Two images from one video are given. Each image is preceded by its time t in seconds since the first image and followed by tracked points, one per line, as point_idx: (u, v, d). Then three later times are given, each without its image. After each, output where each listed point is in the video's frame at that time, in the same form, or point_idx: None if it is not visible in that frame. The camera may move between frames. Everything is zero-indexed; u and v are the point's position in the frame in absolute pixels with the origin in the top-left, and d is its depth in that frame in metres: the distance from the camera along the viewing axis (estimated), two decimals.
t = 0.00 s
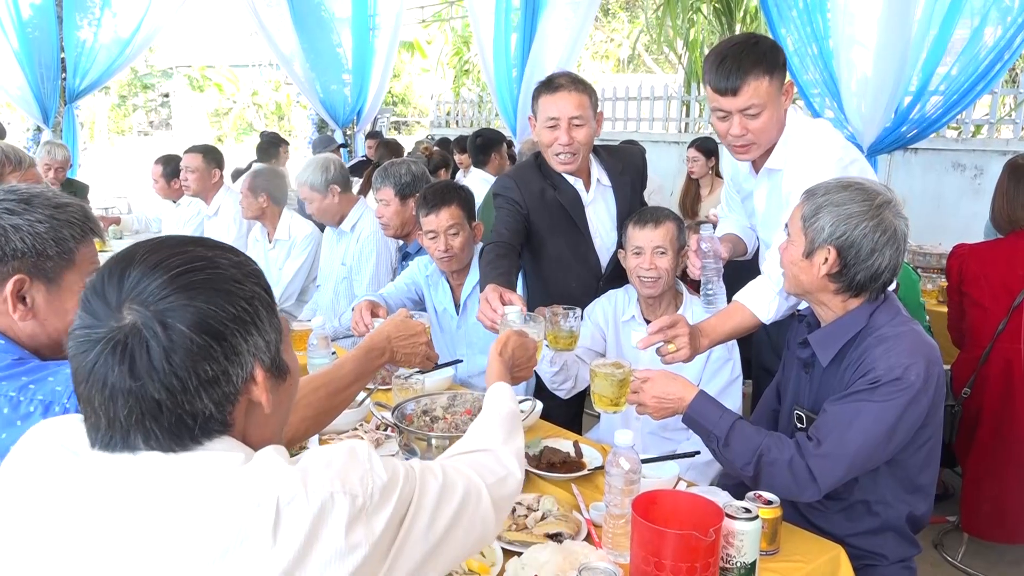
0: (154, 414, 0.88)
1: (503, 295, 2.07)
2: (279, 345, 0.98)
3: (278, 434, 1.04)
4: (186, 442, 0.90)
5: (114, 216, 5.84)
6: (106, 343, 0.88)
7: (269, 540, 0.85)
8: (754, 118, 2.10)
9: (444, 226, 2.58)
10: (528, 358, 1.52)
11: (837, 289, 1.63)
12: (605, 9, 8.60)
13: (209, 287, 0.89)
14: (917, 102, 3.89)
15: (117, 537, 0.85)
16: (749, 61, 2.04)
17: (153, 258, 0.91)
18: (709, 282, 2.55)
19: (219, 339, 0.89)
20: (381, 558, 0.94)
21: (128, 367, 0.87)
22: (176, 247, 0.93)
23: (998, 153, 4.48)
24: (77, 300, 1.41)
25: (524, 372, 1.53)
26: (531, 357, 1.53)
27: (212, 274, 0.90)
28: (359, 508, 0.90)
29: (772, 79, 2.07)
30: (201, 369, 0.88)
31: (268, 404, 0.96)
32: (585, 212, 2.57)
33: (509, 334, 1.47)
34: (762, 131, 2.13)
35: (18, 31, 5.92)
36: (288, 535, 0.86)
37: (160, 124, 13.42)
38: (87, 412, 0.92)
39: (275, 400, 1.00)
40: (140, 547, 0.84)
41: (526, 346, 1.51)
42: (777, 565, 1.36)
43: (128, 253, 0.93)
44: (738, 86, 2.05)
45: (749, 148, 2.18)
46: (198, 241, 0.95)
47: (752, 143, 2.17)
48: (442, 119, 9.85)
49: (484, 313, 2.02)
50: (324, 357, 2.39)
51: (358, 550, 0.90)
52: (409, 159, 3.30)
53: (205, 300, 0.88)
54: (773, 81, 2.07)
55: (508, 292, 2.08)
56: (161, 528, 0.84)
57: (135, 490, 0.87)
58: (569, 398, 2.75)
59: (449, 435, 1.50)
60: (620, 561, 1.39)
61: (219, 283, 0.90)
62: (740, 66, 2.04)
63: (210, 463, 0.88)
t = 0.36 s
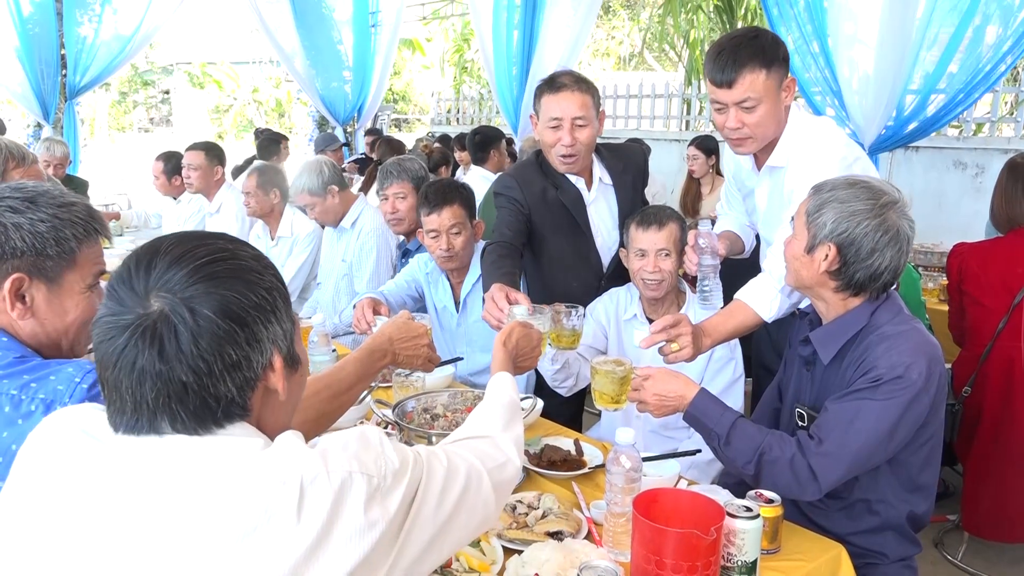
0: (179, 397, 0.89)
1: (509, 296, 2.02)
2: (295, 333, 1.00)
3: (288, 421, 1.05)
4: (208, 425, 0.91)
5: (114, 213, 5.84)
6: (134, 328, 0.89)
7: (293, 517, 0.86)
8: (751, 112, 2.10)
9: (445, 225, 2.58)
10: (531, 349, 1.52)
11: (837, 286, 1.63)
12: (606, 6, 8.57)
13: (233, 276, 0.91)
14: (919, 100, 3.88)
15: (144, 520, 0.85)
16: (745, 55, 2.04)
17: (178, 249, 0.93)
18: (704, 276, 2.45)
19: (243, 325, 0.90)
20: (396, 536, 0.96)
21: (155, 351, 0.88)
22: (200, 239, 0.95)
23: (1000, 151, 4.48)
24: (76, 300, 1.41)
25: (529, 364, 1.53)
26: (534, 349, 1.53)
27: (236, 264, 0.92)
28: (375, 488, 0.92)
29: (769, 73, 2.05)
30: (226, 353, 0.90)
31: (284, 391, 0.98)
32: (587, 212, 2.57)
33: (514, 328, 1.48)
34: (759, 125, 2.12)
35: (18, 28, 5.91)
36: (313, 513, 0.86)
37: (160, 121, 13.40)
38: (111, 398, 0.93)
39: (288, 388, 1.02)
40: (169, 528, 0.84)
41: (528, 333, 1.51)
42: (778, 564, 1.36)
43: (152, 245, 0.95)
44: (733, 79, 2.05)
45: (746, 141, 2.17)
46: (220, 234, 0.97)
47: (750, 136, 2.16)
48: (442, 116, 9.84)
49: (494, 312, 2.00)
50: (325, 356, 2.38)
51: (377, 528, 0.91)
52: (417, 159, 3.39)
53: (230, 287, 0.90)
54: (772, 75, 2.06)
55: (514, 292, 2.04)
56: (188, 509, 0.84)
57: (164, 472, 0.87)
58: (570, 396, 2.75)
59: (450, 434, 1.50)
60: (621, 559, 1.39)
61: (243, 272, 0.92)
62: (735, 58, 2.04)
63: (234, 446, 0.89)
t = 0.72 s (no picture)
0: (192, 390, 0.90)
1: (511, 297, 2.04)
2: (307, 330, 1.01)
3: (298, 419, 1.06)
4: (220, 419, 0.92)
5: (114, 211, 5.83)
6: (149, 321, 0.90)
7: (304, 514, 0.85)
8: (745, 112, 2.10)
9: (446, 225, 2.58)
10: (536, 349, 1.51)
11: (838, 286, 1.63)
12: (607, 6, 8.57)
13: (248, 271, 0.92)
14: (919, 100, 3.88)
15: (155, 515, 0.85)
16: (742, 55, 2.04)
17: (194, 244, 0.94)
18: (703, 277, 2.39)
19: (256, 320, 0.92)
20: (404, 534, 0.95)
21: (170, 343, 0.90)
22: (215, 235, 0.96)
23: (999, 151, 4.48)
24: (79, 300, 1.41)
25: (535, 364, 1.53)
26: (540, 348, 1.53)
27: (251, 260, 0.94)
28: (385, 486, 0.92)
29: (767, 76, 2.05)
30: (239, 347, 0.91)
31: (295, 387, 0.99)
32: (587, 212, 2.57)
33: (519, 328, 1.48)
34: (752, 127, 2.12)
35: (18, 26, 5.91)
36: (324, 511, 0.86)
37: (159, 119, 13.39)
38: (125, 391, 0.94)
39: (299, 386, 1.03)
40: (180, 524, 0.84)
41: (534, 332, 1.51)
42: (778, 564, 1.36)
43: (168, 240, 0.96)
44: (729, 78, 2.06)
45: (740, 144, 2.17)
46: (235, 231, 0.99)
47: (744, 138, 2.15)
48: (442, 116, 9.85)
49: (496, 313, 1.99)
50: (325, 355, 2.38)
51: (388, 525, 0.91)
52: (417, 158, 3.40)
53: (245, 282, 0.91)
54: (769, 77, 2.06)
55: (513, 292, 2.06)
56: (192, 506, 0.84)
57: (176, 467, 0.87)
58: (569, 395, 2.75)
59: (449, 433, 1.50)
60: (621, 558, 1.39)
61: (257, 268, 0.93)
62: (732, 57, 2.05)
63: (246, 441, 0.89)
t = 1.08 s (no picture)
0: (169, 393, 0.91)
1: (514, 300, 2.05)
2: (294, 331, 1.01)
3: (287, 419, 1.06)
4: (198, 423, 0.93)
5: (113, 211, 5.83)
6: (126, 322, 0.91)
7: (277, 526, 0.84)
8: (749, 123, 2.10)
9: (446, 225, 2.58)
10: (540, 343, 1.52)
11: (837, 286, 1.63)
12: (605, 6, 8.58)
13: (228, 272, 0.92)
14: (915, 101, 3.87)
15: (131, 518, 0.86)
16: (744, 68, 2.04)
17: (174, 242, 0.94)
18: (703, 281, 2.41)
19: (235, 322, 0.92)
20: (393, 546, 0.94)
21: (145, 345, 0.90)
22: (196, 233, 0.96)
23: (997, 152, 4.50)
24: (80, 299, 1.42)
25: (540, 359, 1.54)
26: (544, 344, 1.54)
27: (231, 260, 0.93)
28: (372, 496, 0.91)
29: (768, 85, 2.06)
30: (217, 350, 0.91)
31: (279, 389, 0.99)
32: (585, 211, 2.57)
33: (521, 324, 1.47)
34: (756, 137, 2.13)
35: (16, 26, 5.91)
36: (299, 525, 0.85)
37: (157, 119, 13.39)
38: (105, 391, 0.95)
39: (286, 387, 1.03)
40: (154, 528, 0.85)
41: (537, 326, 1.52)
42: (776, 562, 1.37)
43: (149, 239, 0.96)
44: (733, 90, 2.06)
45: (745, 153, 2.18)
46: (218, 229, 0.98)
47: (749, 148, 2.17)
48: (441, 116, 9.87)
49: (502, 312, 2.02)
50: (325, 355, 2.39)
51: (375, 537, 0.89)
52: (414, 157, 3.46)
53: (224, 284, 0.91)
54: (771, 87, 2.07)
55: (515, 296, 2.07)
56: (172, 514, 0.85)
57: (151, 472, 0.88)
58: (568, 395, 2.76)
59: (447, 433, 1.49)
60: (619, 557, 1.40)
61: (237, 268, 0.93)
62: (736, 70, 2.04)
63: (225, 449, 0.90)
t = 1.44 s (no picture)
0: (106, 402, 0.86)
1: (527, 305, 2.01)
2: (251, 335, 0.93)
3: (252, 428, 0.99)
4: (140, 433, 0.87)
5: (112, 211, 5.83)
6: (62, 325, 0.86)
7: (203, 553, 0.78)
8: (743, 127, 2.11)
9: (445, 227, 2.59)
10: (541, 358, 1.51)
11: (837, 290, 1.64)
12: (605, 8, 8.61)
13: (170, 272, 0.86)
14: (914, 104, 3.85)
15: (74, 515, 0.83)
16: (744, 72, 2.05)
17: (117, 240, 0.88)
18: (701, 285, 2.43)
19: (176, 326, 0.85)
20: None
21: (79, 351, 0.85)
22: (143, 229, 0.90)
23: (995, 155, 4.51)
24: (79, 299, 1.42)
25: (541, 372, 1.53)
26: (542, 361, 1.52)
27: (175, 258, 0.87)
28: (319, 528, 0.81)
29: (765, 90, 2.07)
30: (155, 356, 0.85)
31: (234, 397, 0.92)
32: (583, 213, 2.58)
33: (517, 346, 1.41)
34: (748, 142, 2.13)
35: (16, 26, 5.91)
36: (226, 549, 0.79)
37: (157, 120, 13.39)
38: (49, 397, 0.90)
39: (246, 395, 0.96)
40: (92, 536, 0.82)
41: (535, 339, 1.49)
42: (774, 563, 1.37)
43: (97, 236, 0.91)
44: (730, 94, 2.06)
45: (739, 157, 2.18)
46: (170, 224, 0.92)
47: (743, 152, 2.17)
48: (440, 117, 9.88)
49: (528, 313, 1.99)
50: (324, 355, 2.39)
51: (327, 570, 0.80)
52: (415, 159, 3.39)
53: (163, 284, 0.85)
54: (769, 91, 2.08)
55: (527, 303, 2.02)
56: (105, 521, 0.82)
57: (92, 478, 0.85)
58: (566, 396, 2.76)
59: (446, 433, 1.50)
60: (617, 558, 1.40)
61: (181, 267, 0.86)
62: (734, 73, 2.05)
63: (166, 460, 0.85)
